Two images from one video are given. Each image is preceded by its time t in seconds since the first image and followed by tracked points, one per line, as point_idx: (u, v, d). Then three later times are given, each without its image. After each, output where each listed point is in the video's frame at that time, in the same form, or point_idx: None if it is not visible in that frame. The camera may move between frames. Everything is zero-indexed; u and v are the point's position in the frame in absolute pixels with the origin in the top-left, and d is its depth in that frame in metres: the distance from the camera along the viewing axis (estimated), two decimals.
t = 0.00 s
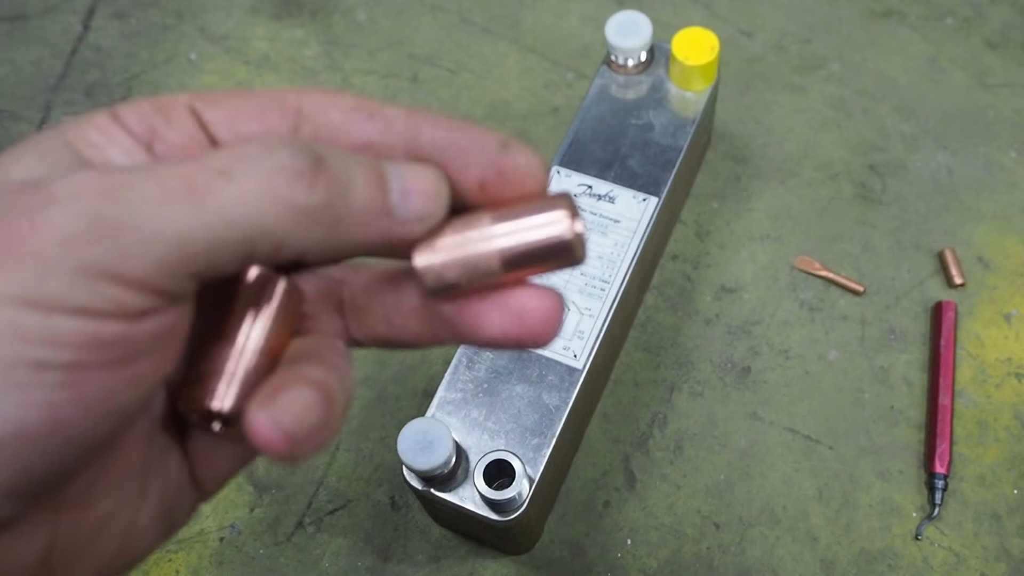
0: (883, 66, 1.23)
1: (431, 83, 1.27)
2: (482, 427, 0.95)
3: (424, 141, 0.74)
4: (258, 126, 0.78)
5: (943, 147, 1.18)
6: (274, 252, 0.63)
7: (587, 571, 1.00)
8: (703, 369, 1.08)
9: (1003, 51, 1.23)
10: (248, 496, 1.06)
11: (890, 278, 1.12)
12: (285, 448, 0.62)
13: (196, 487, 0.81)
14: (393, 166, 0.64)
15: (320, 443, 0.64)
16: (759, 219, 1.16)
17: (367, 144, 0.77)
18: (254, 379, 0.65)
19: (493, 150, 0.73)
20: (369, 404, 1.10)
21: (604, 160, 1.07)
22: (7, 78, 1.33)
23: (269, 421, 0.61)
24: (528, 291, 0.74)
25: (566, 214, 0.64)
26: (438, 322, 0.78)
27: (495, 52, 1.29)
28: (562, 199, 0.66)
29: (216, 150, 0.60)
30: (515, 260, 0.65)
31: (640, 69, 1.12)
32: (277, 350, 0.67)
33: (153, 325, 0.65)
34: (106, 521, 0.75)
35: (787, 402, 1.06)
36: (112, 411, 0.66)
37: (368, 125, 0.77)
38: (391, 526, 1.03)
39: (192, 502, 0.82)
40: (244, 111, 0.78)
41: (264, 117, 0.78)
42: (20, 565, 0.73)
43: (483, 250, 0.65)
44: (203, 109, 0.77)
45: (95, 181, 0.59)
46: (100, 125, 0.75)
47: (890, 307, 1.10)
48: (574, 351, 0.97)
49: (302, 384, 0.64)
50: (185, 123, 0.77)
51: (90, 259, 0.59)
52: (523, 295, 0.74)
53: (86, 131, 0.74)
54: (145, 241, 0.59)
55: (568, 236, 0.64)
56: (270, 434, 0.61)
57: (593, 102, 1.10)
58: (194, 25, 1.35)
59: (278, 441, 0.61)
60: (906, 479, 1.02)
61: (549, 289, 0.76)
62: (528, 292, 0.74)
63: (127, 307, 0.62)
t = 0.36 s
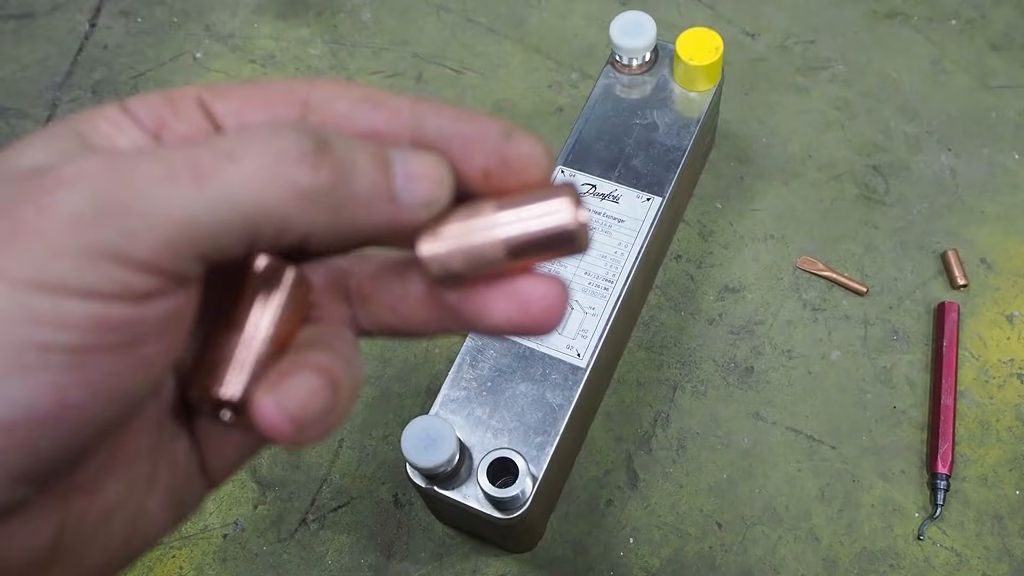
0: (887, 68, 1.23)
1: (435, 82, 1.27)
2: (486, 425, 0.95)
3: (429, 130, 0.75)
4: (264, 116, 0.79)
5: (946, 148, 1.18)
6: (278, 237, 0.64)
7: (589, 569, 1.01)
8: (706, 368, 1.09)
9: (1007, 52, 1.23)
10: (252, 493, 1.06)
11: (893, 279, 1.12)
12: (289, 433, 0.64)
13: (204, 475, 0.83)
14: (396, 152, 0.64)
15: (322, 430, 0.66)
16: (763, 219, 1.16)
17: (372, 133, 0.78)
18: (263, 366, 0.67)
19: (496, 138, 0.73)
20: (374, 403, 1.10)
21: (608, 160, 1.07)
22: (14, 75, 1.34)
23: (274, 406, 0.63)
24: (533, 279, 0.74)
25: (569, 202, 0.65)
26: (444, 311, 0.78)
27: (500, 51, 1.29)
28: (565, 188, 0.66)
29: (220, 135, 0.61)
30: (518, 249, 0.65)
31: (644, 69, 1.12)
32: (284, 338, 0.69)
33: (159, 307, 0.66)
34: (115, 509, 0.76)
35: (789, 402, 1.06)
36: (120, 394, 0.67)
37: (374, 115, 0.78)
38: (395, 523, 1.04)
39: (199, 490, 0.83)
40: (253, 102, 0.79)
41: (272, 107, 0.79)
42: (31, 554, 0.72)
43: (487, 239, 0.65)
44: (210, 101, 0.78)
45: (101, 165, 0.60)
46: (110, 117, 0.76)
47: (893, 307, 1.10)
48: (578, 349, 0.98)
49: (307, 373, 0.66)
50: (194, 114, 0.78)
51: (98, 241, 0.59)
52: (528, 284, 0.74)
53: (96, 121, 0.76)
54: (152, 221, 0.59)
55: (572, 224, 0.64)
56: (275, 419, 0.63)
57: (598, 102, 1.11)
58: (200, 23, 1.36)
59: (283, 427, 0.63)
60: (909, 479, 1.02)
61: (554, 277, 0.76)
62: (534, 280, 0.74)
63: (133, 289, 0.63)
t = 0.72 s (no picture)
0: (892, 70, 1.23)
1: (440, 82, 1.27)
2: (489, 426, 0.95)
3: (429, 118, 0.75)
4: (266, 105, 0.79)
5: (951, 151, 1.18)
6: (282, 224, 0.64)
7: (592, 570, 1.00)
8: (709, 370, 1.08)
9: (1012, 55, 1.23)
10: (254, 493, 1.06)
11: (897, 281, 1.12)
12: (297, 415, 0.64)
13: (211, 458, 0.82)
14: (398, 140, 0.65)
15: (328, 413, 0.67)
16: (767, 221, 1.16)
17: (374, 121, 0.78)
18: (268, 351, 0.67)
19: (496, 126, 0.73)
20: (377, 403, 1.10)
21: (612, 161, 1.07)
22: (18, 74, 1.34)
23: (283, 389, 0.64)
24: (533, 264, 0.75)
25: (567, 188, 0.65)
26: (446, 296, 0.79)
27: (505, 52, 1.29)
28: (564, 174, 0.67)
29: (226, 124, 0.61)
30: (517, 235, 0.66)
31: (649, 70, 1.12)
32: (289, 324, 0.70)
33: (168, 292, 0.66)
34: (125, 491, 0.76)
35: (793, 404, 1.06)
36: (131, 379, 0.66)
37: (375, 104, 0.78)
38: (397, 523, 1.04)
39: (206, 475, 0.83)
40: (256, 91, 0.79)
41: (275, 97, 0.79)
42: (43, 535, 0.72)
43: (486, 224, 0.66)
44: (213, 89, 0.78)
45: (110, 154, 0.60)
46: (116, 106, 0.76)
47: (897, 310, 1.10)
48: (582, 350, 0.97)
49: (314, 356, 0.67)
50: (198, 103, 0.78)
51: (108, 227, 0.59)
52: (528, 268, 0.75)
53: (100, 109, 0.75)
54: (161, 208, 0.59)
55: (570, 210, 0.65)
56: (282, 401, 0.63)
57: (602, 103, 1.11)
58: (205, 23, 1.36)
59: (290, 408, 0.64)
60: (912, 481, 1.02)
61: (552, 262, 0.77)
62: (533, 265, 0.75)
63: (141, 274, 0.62)
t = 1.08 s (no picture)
0: (894, 74, 1.24)
1: (443, 85, 1.28)
2: (490, 429, 0.95)
3: (435, 129, 0.74)
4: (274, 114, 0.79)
5: (953, 156, 1.18)
6: (290, 230, 0.65)
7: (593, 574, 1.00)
8: (711, 374, 1.08)
9: (1015, 61, 1.23)
10: (255, 495, 1.06)
11: (899, 286, 1.12)
12: (303, 421, 0.65)
13: (216, 460, 0.83)
14: (405, 149, 0.65)
15: (333, 418, 0.68)
16: (769, 225, 1.16)
17: (380, 131, 0.77)
18: (275, 357, 0.68)
19: (500, 140, 0.73)
20: (378, 406, 1.10)
21: (615, 165, 1.07)
22: (22, 76, 1.34)
23: (291, 395, 0.65)
24: (537, 276, 0.75)
25: (571, 204, 0.65)
26: (450, 305, 0.79)
27: (507, 55, 1.30)
28: (567, 189, 0.67)
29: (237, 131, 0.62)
30: (521, 248, 0.66)
31: (652, 74, 1.12)
32: (295, 331, 0.70)
33: (177, 297, 0.66)
34: (133, 492, 0.76)
35: (794, 408, 1.06)
36: (141, 380, 0.66)
37: (381, 114, 0.78)
38: (398, 526, 1.04)
39: (211, 478, 0.83)
40: (264, 99, 0.79)
41: (283, 106, 0.79)
42: (53, 535, 0.72)
43: (490, 237, 0.66)
44: (223, 99, 0.78)
45: (122, 158, 0.60)
46: (127, 115, 0.77)
47: (899, 314, 1.10)
48: (583, 354, 0.98)
49: (321, 364, 0.68)
50: (208, 113, 0.78)
51: (120, 231, 0.60)
52: (532, 280, 0.75)
53: (114, 119, 0.76)
54: (173, 212, 0.60)
55: (573, 225, 0.65)
56: (290, 407, 0.65)
57: (605, 107, 1.11)
58: (209, 26, 1.36)
59: (298, 414, 0.65)
60: (914, 486, 1.02)
61: (557, 274, 0.77)
62: (538, 277, 0.75)
63: (151, 278, 0.63)
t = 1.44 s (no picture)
0: (897, 78, 1.24)
1: (445, 88, 1.28)
2: (492, 432, 0.95)
3: (438, 136, 0.75)
4: (278, 121, 0.79)
5: (956, 160, 1.18)
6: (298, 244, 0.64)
7: None
8: (713, 377, 1.08)
9: (1018, 64, 1.23)
10: (257, 497, 1.06)
11: (902, 289, 1.12)
12: (317, 420, 0.67)
13: (218, 463, 0.83)
14: (412, 161, 0.64)
15: (346, 416, 0.69)
16: (771, 228, 1.16)
17: (383, 139, 0.78)
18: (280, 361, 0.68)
19: (503, 147, 0.74)
20: (380, 408, 1.10)
21: (618, 167, 1.07)
22: (26, 77, 1.35)
23: (304, 394, 0.66)
24: (539, 282, 0.75)
25: (574, 211, 0.65)
26: (452, 309, 0.79)
27: (510, 58, 1.30)
28: (570, 196, 0.67)
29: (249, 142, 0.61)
30: (524, 254, 0.66)
31: (655, 77, 1.12)
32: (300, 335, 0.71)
33: (186, 307, 0.66)
34: (134, 494, 0.76)
35: (796, 411, 1.06)
36: (147, 388, 0.67)
37: (384, 121, 0.78)
38: (400, 528, 1.04)
39: (211, 482, 0.83)
40: (267, 105, 0.80)
41: (286, 112, 0.79)
42: (55, 539, 0.72)
43: (492, 243, 0.66)
44: (225, 103, 0.79)
45: (135, 168, 0.60)
46: (130, 117, 0.77)
47: (901, 318, 1.10)
48: (585, 357, 0.97)
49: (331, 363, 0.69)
50: (210, 116, 0.78)
51: (131, 242, 0.60)
52: (534, 285, 0.75)
53: (117, 123, 0.76)
54: (183, 226, 0.60)
55: (574, 232, 0.65)
56: (303, 407, 0.66)
57: (607, 110, 1.11)
58: (211, 27, 1.36)
59: (311, 413, 0.66)
60: (916, 490, 1.02)
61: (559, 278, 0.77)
62: (540, 282, 0.75)
63: (162, 289, 0.63)
